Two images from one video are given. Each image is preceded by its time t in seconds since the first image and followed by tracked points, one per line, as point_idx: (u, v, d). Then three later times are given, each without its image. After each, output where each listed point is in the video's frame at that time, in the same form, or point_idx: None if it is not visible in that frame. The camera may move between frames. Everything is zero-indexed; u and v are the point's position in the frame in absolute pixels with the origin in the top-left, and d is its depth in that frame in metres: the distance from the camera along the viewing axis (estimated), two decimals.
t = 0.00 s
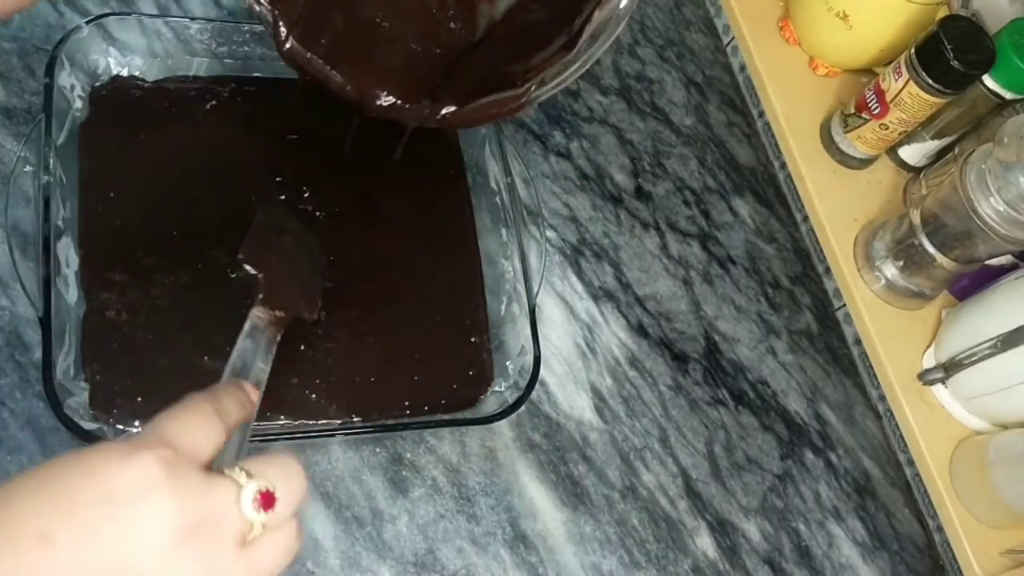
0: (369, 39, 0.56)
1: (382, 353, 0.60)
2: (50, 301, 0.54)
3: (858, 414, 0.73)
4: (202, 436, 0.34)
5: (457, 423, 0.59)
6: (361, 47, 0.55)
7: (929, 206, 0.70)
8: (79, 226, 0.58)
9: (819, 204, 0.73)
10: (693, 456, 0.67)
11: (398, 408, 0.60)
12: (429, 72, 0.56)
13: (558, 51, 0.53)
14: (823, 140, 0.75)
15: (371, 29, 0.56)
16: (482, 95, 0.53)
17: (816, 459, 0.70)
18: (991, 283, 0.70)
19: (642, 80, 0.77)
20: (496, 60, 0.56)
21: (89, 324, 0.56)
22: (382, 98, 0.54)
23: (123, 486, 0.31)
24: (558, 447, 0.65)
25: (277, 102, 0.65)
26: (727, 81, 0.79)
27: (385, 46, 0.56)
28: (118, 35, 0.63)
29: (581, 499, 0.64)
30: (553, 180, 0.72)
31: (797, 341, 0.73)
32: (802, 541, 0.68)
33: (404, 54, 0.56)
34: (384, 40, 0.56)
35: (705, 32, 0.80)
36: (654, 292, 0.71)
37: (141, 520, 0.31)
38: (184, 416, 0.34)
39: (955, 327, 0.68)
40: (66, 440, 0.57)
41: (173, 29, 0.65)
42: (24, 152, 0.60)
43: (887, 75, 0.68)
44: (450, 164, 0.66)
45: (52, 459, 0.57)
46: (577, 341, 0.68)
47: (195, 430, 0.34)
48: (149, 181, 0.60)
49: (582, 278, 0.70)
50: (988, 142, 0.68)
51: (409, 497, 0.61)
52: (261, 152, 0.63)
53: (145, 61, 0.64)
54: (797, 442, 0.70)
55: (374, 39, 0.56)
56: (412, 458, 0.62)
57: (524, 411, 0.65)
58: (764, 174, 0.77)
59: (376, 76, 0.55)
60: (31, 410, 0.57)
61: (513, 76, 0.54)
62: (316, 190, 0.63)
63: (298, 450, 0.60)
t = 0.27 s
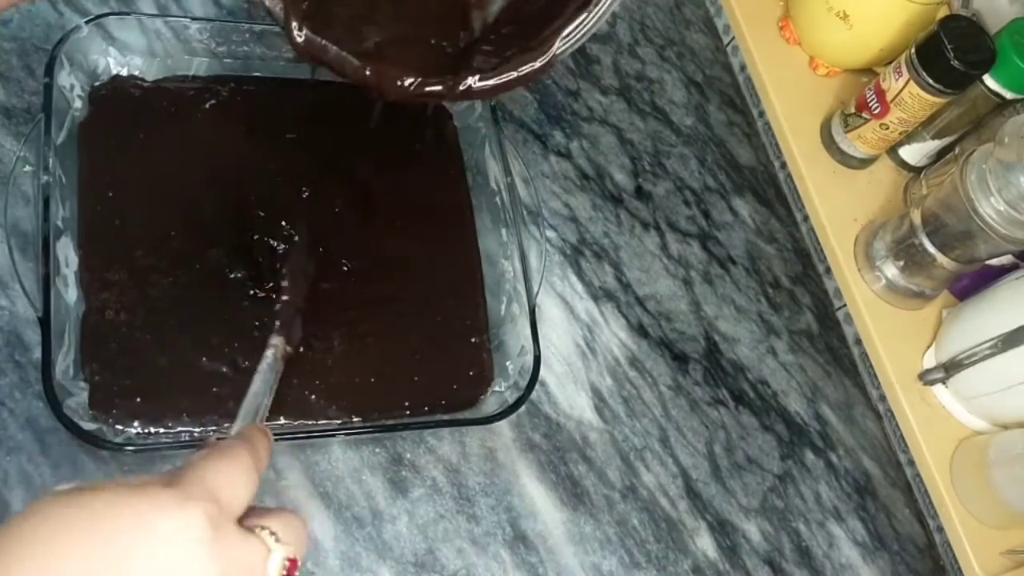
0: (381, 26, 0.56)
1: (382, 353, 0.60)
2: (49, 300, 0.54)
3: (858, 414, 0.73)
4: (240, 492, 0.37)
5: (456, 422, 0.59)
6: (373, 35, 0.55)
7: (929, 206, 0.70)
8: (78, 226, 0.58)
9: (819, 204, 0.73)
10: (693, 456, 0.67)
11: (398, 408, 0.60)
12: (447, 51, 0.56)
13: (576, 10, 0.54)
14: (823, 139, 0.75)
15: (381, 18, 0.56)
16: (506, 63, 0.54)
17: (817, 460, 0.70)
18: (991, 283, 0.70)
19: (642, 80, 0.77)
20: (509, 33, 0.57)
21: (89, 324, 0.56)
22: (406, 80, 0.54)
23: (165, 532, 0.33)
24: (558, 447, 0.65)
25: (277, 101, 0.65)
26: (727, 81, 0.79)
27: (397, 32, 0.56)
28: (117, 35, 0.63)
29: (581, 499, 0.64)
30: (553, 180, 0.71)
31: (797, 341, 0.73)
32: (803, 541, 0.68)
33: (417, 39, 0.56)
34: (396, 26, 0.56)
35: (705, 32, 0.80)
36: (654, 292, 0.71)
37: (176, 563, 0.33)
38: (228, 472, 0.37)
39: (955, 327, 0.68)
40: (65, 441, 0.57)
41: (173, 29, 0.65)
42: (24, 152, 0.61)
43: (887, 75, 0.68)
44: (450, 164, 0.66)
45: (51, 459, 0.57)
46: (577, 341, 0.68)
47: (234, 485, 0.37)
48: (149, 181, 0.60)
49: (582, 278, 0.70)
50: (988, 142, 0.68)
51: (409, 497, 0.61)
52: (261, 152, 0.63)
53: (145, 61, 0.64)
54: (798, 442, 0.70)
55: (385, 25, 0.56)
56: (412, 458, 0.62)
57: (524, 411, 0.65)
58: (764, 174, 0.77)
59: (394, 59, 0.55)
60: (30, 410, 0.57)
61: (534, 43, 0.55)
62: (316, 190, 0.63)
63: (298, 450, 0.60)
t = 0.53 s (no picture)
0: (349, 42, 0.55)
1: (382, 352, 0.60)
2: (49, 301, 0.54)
3: (858, 414, 0.73)
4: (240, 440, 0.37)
5: (456, 422, 0.59)
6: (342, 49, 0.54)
7: (929, 206, 0.70)
8: (78, 226, 0.58)
9: (819, 204, 0.73)
10: (693, 456, 0.67)
11: (398, 408, 0.60)
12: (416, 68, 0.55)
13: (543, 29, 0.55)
14: (823, 139, 0.75)
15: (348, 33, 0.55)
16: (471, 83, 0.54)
17: (817, 460, 0.70)
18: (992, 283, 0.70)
19: (642, 80, 0.77)
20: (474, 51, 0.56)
21: (89, 324, 0.56)
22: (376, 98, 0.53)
23: (161, 476, 0.33)
24: (558, 447, 0.65)
25: (276, 101, 0.65)
26: (727, 81, 0.79)
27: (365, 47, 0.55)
28: (117, 35, 0.63)
29: (581, 499, 0.64)
30: (553, 180, 0.71)
31: (797, 341, 0.73)
32: (803, 541, 0.68)
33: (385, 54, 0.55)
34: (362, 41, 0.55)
35: (705, 32, 0.80)
36: (654, 292, 0.71)
37: (166, 501, 0.33)
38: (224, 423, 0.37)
39: (955, 326, 0.68)
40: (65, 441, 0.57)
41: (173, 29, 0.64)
42: (24, 153, 0.60)
43: (887, 75, 0.68)
44: (450, 164, 0.66)
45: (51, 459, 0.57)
46: (577, 342, 0.68)
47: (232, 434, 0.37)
48: (148, 181, 0.60)
49: (582, 278, 0.70)
50: (988, 142, 0.68)
51: (409, 497, 0.61)
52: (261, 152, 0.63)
53: (145, 61, 0.64)
54: (798, 442, 0.70)
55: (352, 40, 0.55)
56: (412, 458, 0.62)
57: (524, 411, 0.65)
58: (764, 173, 0.77)
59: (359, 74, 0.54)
60: (31, 410, 0.57)
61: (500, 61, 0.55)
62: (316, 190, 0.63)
63: (298, 450, 0.60)
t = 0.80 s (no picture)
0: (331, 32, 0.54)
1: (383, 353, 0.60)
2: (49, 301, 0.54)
3: (858, 414, 0.73)
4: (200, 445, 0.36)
5: (456, 423, 0.59)
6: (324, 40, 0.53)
7: (929, 206, 0.70)
8: (78, 226, 0.58)
9: (819, 204, 0.73)
10: (693, 456, 0.67)
11: (398, 408, 0.60)
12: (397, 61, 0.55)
13: (517, 43, 0.56)
14: (824, 139, 0.75)
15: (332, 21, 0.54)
16: (447, 87, 0.54)
17: (817, 460, 0.70)
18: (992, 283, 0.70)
19: (642, 80, 0.77)
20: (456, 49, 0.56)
21: (88, 324, 0.56)
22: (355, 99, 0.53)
23: (108, 489, 0.33)
24: (558, 447, 0.65)
25: (276, 101, 0.65)
26: (727, 81, 0.79)
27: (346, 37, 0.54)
28: (117, 35, 0.63)
29: (581, 499, 0.64)
30: (553, 180, 0.71)
31: (797, 341, 0.73)
32: (803, 541, 0.68)
33: (368, 46, 0.54)
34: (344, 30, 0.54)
35: (705, 32, 0.80)
36: (654, 292, 0.71)
37: (115, 514, 0.33)
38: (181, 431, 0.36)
39: (955, 326, 0.68)
40: (65, 441, 0.57)
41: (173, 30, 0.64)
42: (24, 152, 0.61)
43: (887, 75, 0.68)
44: (450, 164, 0.66)
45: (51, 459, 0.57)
46: (577, 342, 0.68)
47: (193, 438, 0.36)
48: (148, 181, 0.60)
49: (582, 278, 0.70)
50: (988, 142, 0.68)
51: (409, 497, 0.61)
52: (260, 152, 0.63)
53: (145, 61, 0.64)
54: (798, 442, 0.70)
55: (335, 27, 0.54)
56: (412, 458, 0.62)
57: (524, 411, 0.65)
58: (764, 174, 0.77)
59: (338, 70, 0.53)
60: (30, 410, 0.57)
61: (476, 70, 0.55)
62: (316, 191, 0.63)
63: (298, 450, 0.60)
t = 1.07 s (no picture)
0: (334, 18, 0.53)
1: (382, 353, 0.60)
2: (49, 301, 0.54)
3: (858, 414, 0.73)
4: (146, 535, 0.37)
5: (456, 423, 0.59)
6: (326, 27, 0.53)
7: (929, 206, 0.70)
8: (78, 226, 0.58)
9: (819, 204, 0.73)
10: (693, 456, 0.67)
11: (398, 408, 0.60)
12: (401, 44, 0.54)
13: (524, 20, 0.55)
14: (824, 139, 0.75)
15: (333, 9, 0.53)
16: (452, 72, 0.54)
17: (817, 460, 0.70)
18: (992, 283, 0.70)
19: (642, 80, 0.77)
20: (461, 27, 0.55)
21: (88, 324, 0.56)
22: (361, 85, 0.52)
23: None
24: (558, 447, 0.65)
25: (276, 101, 0.65)
26: (727, 81, 0.79)
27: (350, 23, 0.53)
28: (117, 35, 0.63)
29: (581, 499, 0.64)
30: (553, 180, 0.71)
31: (797, 341, 0.73)
32: (803, 541, 0.68)
33: (371, 32, 0.54)
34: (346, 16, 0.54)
35: (705, 32, 0.80)
36: (654, 292, 0.71)
37: None
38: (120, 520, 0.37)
39: (955, 326, 0.68)
40: (65, 441, 0.57)
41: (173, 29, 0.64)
42: (24, 152, 0.61)
43: (887, 75, 0.68)
44: (450, 164, 0.66)
45: (51, 459, 0.57)
46: (577, 342, 0.68)
47: (139, 531, 0.37)
48: (148, 181, 0.60)
49: (582, 278, 0.70)
50: (988, 142, 0.68)
51: (409, 497, 0.61)
52: (260, 152, 0.63)
53: (146, 61, 0.64)
54: (797, 442, 0.70)
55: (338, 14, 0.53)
56: (412, 458, 0.62)
57: (524, 411, 0.65)
58: (764, 174, 0.77)
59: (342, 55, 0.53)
60: (30, 411, 0.57)
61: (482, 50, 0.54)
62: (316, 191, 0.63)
63: (298, 450, 0.60)
